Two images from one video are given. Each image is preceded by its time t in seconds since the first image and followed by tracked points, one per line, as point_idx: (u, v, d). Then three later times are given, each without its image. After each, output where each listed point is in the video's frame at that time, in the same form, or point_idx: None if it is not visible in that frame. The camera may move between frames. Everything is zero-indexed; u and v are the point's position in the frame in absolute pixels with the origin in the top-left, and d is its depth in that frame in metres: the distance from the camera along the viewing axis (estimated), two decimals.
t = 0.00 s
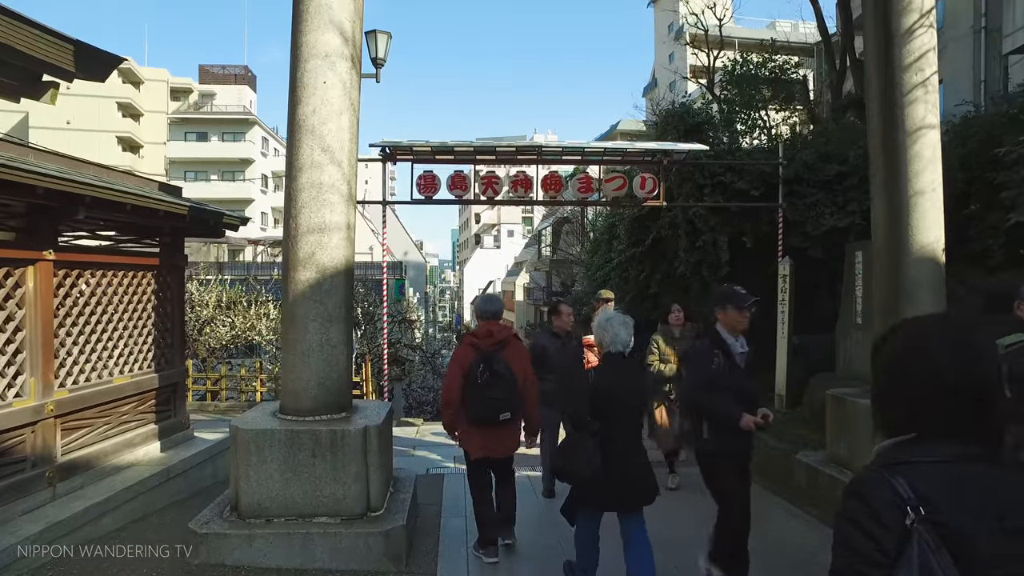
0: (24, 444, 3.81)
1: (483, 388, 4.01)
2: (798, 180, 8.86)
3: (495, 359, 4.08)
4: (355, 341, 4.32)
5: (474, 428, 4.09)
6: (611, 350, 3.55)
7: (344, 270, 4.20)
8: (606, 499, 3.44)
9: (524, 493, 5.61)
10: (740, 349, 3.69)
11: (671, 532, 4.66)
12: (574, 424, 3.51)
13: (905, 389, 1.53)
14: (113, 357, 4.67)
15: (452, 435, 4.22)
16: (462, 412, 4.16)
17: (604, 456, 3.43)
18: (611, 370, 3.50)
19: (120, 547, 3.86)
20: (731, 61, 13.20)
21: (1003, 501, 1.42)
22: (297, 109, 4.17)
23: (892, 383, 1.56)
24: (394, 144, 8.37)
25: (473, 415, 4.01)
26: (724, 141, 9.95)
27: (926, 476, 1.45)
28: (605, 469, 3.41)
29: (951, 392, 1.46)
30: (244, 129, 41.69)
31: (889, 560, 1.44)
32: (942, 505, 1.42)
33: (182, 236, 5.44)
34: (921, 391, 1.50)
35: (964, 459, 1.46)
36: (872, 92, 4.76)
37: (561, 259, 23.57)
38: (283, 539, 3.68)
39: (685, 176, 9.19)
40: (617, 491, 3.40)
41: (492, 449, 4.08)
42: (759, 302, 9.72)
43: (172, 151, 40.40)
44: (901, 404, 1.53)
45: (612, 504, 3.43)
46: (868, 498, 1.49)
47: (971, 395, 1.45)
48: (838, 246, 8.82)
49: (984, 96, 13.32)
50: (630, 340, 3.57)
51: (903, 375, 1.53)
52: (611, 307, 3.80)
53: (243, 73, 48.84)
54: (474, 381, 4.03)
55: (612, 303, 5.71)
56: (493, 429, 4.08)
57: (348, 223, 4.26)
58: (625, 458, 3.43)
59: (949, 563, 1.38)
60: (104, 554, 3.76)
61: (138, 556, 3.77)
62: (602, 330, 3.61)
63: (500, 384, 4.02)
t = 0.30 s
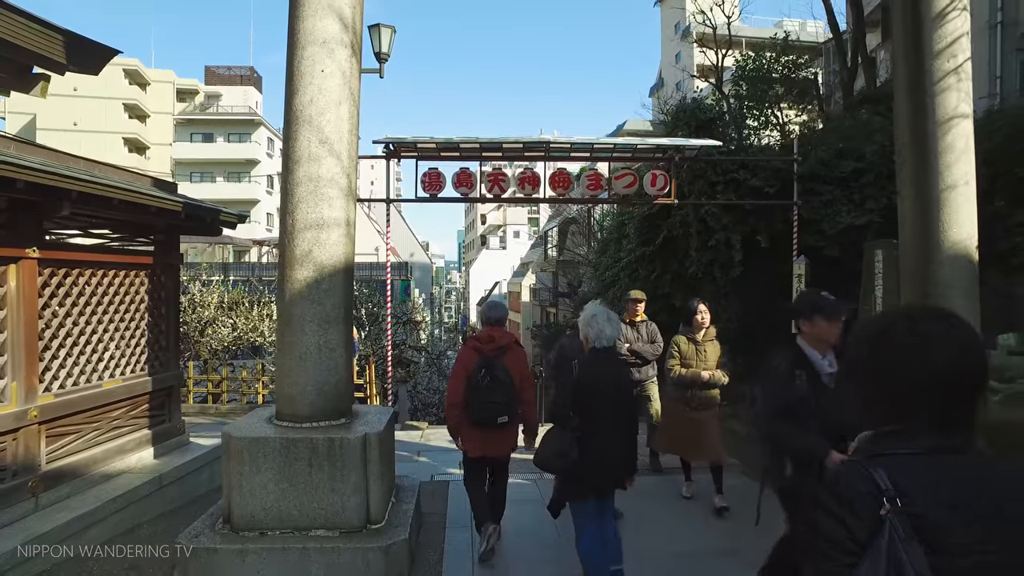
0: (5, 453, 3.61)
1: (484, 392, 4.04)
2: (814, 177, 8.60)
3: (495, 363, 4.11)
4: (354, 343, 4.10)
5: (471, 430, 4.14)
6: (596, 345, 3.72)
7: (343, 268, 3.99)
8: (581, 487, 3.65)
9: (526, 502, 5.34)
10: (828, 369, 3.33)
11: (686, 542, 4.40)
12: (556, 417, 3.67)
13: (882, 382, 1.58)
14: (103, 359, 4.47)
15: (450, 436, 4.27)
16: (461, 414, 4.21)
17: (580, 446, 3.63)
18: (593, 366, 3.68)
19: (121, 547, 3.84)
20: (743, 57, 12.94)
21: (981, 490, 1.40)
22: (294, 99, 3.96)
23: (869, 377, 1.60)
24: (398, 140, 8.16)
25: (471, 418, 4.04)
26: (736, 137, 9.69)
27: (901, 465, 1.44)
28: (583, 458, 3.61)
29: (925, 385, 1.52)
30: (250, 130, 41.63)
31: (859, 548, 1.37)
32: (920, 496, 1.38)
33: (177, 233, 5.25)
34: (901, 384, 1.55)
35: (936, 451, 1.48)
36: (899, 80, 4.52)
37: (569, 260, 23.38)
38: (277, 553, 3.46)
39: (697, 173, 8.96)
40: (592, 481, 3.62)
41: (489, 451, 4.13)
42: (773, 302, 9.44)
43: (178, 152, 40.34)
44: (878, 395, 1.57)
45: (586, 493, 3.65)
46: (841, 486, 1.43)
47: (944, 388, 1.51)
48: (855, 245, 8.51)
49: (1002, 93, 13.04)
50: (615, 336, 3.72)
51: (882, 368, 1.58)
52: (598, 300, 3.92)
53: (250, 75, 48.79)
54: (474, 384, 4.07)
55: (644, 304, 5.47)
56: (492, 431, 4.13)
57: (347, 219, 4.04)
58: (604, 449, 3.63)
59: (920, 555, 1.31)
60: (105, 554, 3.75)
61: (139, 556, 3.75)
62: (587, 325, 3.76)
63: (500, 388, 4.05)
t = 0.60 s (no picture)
0: None
1: (478, 380, 4.21)
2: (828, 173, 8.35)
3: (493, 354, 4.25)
4: (350, 345, 3.87)
5: (468, 419, 4.30)
6: (584, 349, 3.56)
7: (338, 265, 3.76)
8: (573, 494, 3.48)
9: (533, 511, 5.12)
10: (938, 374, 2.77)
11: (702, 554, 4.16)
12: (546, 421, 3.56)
13: (881, 379, 1.64)
14: (86, 362, 4.26)
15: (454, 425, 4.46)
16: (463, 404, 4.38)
17: (571, 451, 3.49)
18: (584, 368, 3.50)
19: (120, 547, 3.80)
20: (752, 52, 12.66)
21: (981, 491, 1.48)
22: (286, 86, 3.73)
23: (868, 375, 1.67)
24: (399, 135, 7.93)
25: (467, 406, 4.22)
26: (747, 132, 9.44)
27: (903, 468, 1.54)
28: (572, 465, 3.47)
29: (923, 383, 1.59)
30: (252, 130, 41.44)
31: (874, 554, 1.51)
32: (921, 496, 1.49)
33: (169, 231, 5.05)
34: (902, 381, 1.61)
35: (934, 452, 1.56)
36: (925, 66, 4.27)
37: (573, 260, 23.10)
38: (268, 570, 3.25)
39: (707, 170, 8.71)
40: (582, 489, 3.45)
41: (487, 439, 4.27)
42: (785, 302, 9.20)
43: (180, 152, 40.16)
44: (867, 403, 1.67)
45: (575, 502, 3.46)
46: (850, 492, 1.57)
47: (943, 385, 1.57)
48: (870, 243, 8.25)
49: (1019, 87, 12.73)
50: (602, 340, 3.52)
51: (883, 367, 1.64)
52: (587, 303, 3.76)
53: (252, 75, 48.63)
54: (469, 373, 4.24)
55: (667, 303, 5.16)
56: (488, 420, 4.26)
57: (343, 213, 3.81)
58: (595, 455, 3.46)
59: (933, 554, 1.42)
60: (104, 554, 3.70)
61: (139, 555, 3.73)
62: (575, 329, 3.60)
63: (495, 378, 4.20)
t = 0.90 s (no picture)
0: None
1: (465, 382, 4.35)
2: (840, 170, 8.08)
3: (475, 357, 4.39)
4: (342, 349, 3.63)
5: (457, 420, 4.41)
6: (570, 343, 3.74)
7: (327, 262, 3.51)
8: (563, 483, 3.67)
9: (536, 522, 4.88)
10: None
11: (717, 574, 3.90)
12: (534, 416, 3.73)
13: (885, 379, 1.58)
14: (61, 365, 4.03)
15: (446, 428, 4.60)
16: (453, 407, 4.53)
17: (559, 443, 3.66)
18: (569, 365, 3.67)
19: (118, 547, 3.78)
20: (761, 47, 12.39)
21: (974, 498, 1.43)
22: (273, 71, 3.49)
23: (873, 373, 1.60)
24: (398, 130, 7.69)
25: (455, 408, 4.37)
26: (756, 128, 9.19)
27: (896, 474, 1.49)
28: (558, 457, 3.64)
29: (924, 383, 1.53)
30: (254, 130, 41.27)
31: (863, 563, 1.45)
32: (913, 505, 1.44)
33: (153, 227, 4.82)
34: (905, 385, 1.54)
35: (936, 459, 1.49)
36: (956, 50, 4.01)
37: (576, 260, 22.85)
38: None
39: (715, 166, 8.47)
40: (569, 477, 3.63)
41: (477, 441, 4.40)
42: (795, 303, 8.93)
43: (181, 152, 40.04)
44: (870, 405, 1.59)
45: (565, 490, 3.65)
46: (840, 499, 1.52)
47: (944, 387, 1.52)
48: (885, 241, 7.95)
49: None
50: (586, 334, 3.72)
51: (887, 370, 1.57)
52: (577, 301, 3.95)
53: (254, 76, 48.53)
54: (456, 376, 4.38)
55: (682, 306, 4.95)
56: (476, 421, 4.39)
57: (333, 207, 3.57)
58: (579, 447, 3.63)
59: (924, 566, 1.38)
60: (104, 554, 3.68)
61: (139, 555, 3.73)
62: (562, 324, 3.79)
63: (481, 381, 4.35)
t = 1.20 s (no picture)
0: None
1: (459, 374, 4.41)
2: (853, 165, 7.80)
3: (470, 352, 4.48)
4: (329, 352, 3.39)
5: (448, 413, 4.42)
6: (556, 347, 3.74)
7: (314, 258, 3.27)
8: (548, 488, 3.67)
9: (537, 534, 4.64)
10: None
11: None
12: (516, 418, 3.70)
13: (867, 379, 1.48)
14: (33, 369, 3.79)
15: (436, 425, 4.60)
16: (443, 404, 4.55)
17: (543, 447, 3.68)
18: (556, 368, 3.69)
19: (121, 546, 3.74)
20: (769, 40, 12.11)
21: (950, 505, 1.39)
22: (256, 53, 3.25)
23: (856, 371, 1.49)
24: (396, 125, 7.45)
25: (447, 403, 4.39)
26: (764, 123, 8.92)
27: (878, 484, 1.39)
28: (542, 461, 3.66)
29: (907, 382, 1.45)
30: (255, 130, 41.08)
31: None
32: (899, 517, 1.34)
33: (136, 223, 4.60)
34: (889, 385, 1.45)
35: (912, 465, 1.43)
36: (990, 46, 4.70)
37: (580, 260, 22.62)
38: None
39: (723, 162, 8.21)
40: (554, 482, 3.63)
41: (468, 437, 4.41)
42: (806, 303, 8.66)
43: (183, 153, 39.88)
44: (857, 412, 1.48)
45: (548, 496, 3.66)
46: (824, 514, 1.38)
47: (925, 388, 1.45)
48: (900, 239, 7.66)
49: None
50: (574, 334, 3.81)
51: (874, 372, 1.47)
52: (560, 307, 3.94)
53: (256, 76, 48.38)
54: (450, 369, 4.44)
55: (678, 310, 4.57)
56: (467, 417, 4.41)
57: (320, 200, 3.33)
58: (563, 451, 3.66)
59: None
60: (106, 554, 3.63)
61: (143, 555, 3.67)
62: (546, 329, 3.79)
63: (474, 376, 4.40)
